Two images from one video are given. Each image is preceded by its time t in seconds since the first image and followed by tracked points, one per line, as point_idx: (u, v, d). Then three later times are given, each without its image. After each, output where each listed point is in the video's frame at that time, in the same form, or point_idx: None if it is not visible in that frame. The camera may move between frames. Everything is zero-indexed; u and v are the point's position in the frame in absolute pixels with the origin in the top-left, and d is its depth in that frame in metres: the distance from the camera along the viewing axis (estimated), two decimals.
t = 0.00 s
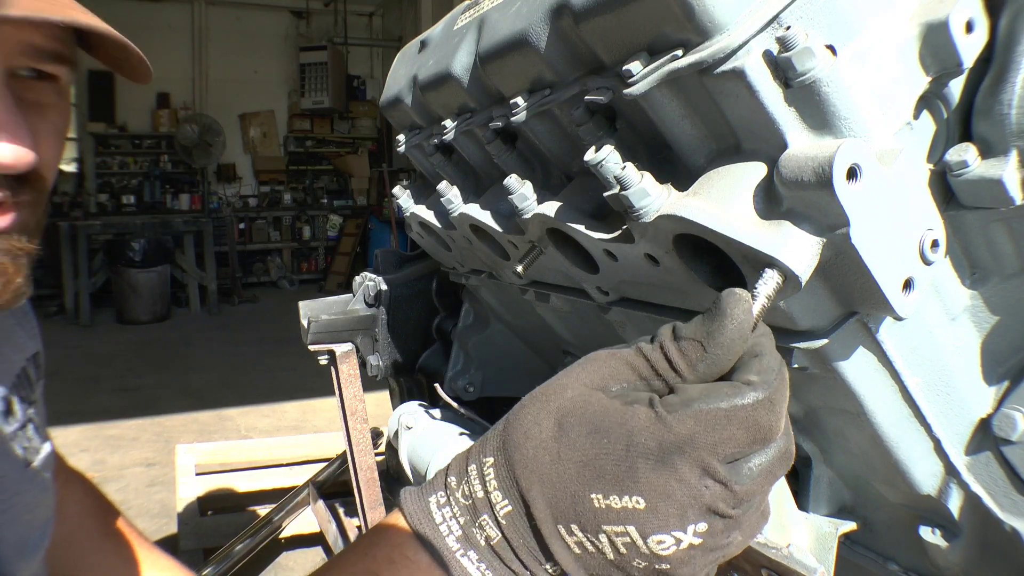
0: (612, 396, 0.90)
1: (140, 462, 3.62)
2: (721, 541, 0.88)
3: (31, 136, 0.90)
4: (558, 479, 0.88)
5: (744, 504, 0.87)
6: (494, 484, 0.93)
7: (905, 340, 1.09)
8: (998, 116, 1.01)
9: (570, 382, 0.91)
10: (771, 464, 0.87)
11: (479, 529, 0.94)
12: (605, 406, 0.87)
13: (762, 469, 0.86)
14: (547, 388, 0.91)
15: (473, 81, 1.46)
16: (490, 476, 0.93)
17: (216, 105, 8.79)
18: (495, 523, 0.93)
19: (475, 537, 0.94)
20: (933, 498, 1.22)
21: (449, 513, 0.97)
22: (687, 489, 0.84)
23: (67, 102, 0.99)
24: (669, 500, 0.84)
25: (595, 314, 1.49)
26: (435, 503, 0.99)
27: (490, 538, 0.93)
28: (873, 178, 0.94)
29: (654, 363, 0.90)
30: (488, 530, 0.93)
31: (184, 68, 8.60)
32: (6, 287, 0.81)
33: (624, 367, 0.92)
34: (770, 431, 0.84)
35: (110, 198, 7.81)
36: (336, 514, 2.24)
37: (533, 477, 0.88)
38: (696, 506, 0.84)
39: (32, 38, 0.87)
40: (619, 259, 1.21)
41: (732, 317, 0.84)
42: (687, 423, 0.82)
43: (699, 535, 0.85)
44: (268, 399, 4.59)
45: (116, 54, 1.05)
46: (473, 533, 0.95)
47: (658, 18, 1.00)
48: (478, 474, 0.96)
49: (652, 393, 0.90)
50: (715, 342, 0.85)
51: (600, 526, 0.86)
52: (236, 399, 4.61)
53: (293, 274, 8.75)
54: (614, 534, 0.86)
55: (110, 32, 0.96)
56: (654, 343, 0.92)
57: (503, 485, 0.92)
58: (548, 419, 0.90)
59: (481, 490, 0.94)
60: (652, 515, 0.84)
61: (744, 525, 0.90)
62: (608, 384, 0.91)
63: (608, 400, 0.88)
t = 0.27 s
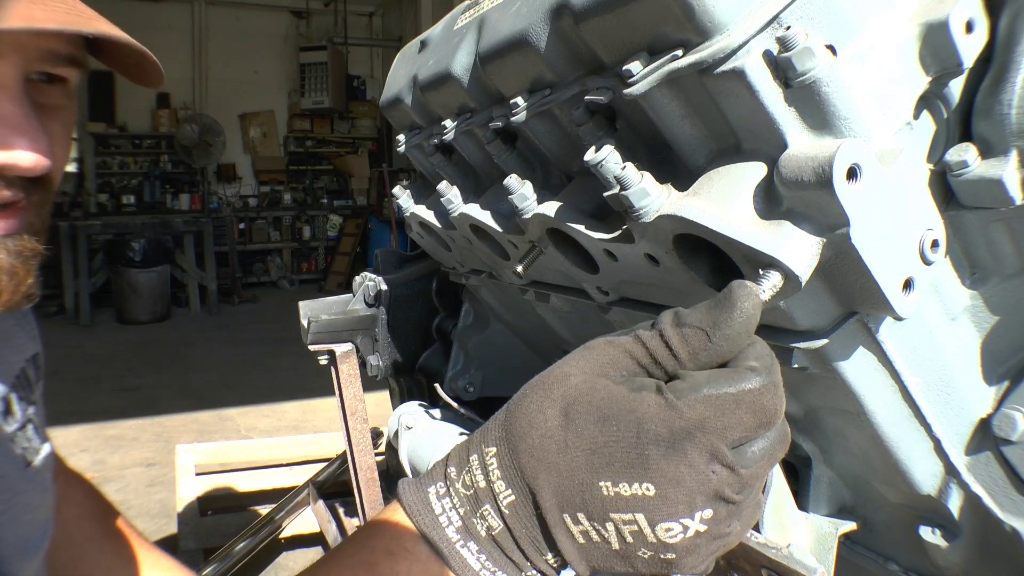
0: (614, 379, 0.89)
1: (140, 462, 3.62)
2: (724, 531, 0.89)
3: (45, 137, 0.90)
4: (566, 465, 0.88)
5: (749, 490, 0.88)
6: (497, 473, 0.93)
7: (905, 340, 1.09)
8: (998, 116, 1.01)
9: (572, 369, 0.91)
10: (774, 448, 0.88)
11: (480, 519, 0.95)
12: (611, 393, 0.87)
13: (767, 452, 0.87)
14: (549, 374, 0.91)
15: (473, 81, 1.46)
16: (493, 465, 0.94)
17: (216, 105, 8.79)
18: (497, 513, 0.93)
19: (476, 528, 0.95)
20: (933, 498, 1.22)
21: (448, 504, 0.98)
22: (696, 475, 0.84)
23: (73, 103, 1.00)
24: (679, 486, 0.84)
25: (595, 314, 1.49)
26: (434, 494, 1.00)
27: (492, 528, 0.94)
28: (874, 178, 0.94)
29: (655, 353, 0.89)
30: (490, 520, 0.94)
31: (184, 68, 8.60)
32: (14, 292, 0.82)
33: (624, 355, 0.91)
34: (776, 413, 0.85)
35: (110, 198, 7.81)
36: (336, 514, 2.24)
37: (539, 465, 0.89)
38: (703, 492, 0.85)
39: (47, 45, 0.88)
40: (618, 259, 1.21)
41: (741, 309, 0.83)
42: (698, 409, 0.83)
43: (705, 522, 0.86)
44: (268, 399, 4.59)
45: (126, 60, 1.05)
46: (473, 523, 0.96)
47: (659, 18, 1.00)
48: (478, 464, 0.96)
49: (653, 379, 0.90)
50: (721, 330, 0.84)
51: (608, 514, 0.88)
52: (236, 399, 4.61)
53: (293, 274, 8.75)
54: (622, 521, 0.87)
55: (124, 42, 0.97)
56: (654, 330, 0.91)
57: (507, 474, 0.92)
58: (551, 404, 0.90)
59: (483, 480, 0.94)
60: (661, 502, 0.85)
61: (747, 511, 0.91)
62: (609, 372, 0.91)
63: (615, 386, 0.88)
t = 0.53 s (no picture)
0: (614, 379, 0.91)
1: (140, 462, 3.62)
2: (719, 532, 0.89)
3: (46, 134, 0.90)
4: (561, 462, 0.90)
5: (746, 490, 0.88)
6: (496, 466, 0.95)
7: (905, 340, 1.09)
8: (998, 116, 1.01)
9: (571, 368, 0.93)
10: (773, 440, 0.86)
11: (480, 511, 0.98)
12: (608, 393, 0.88)
13: (765, 446, 0.86)
14: (550, 371, 0.93)
15: (473, 81, 1.46)
16: (492, 458, 0.96)
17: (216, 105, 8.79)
18: (495, 505, 0.96)
19: (476, 519, 0.99)
20: (933, 498, 1.22)
21: (450, 494, 1.01)
22: (686, 472, 0.84)
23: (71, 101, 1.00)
24: (670, 484, 0.85)
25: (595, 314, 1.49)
26: (438, 483, 1.04)
27: (491, 520, 0.97)
28: (873, 178, 0.94)
29: (654, 350, 0.89)
30: (489, 512, 0.97)
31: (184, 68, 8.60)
32: (17, 286, 0.82)
33: (626, 354, 0.92)
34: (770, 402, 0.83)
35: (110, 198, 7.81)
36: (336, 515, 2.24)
37: (535, 462, 0.91)
38: (696, 490, 0.85)
39: (47, 40, 0.88)
40: (619, 259, 1.21)
41: (737, 302, 0.81)
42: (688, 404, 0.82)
43: (698, 522, 0.87)
44: (269, 399, 4.59)
45: (125, 58, 1.06)
46: (472, 514, 0.99)
47: (659, 18, 1.00)
48: (479, 455, 0.98)
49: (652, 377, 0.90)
50: (716, 327, 0.83)
51: (600, 511, 0.89)
52: (236, 399, 4.61)
53: (293, 274, 8.75)
54: (614, 518, 0.88)
55: (124, 42, 0.97)
56: (654, 327, 0.90)
57: (506, 469, 0.94)
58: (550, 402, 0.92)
59: (482, 472, 0.97)
60: (652, 500, 0.86)
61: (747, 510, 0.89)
62: (611, 371, 0.92)
63: (613, 385, 0.89)
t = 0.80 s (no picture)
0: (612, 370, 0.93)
1: (140, 462, 3.62)
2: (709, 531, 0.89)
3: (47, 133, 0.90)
4: (553, 449, 0.93)
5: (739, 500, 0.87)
6: (496, 450, 0.99)
7: (905, 340, 1.09)
8: (998, 116, 1.01)
9: (571, 358, 0.95)
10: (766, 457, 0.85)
11: (482, 494, 1.01)
12: (603, 382, 0.90)
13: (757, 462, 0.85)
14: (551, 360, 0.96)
15: (473, 81, 1.46)
16: (494, 442, 1.00)
17: (216, 105, 8.79)
18: (495, 488, 0.99)
19: (480, 502, 1.02)
20: (933, 498, 1.22)
21: (456, 477, 1.05)
22: (672, 472, 0.85)
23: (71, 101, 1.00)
24: (653, 481, 0.86)
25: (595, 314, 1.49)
26: (445, 467, 1.08)
27: (493, 503, 1.00)
28: (874, 178, 0.94)
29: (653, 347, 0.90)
30: (490, 496, 1.00)
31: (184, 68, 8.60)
32: (18, 283, 0.83)
33: (627, 349, 0.94)
34: (767, 429, 0.82)
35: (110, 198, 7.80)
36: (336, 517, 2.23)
37: (530, 447, 0.94)
38: (679, 490, 0.86)
39: (48, 41, 0.89)
40: (619, 259, 1.21)
41: (732, 307, 0.83)
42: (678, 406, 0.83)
43: (684, 520, 0.88)
44: (269, 399, 4.59)
45: (125, 58, 1.06)
46: (476, 496, 1.02)
47: (659, 18, 1.00)
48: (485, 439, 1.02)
49: (652, 375, 0.91)
50: (711, 331, 0.84)
51: (589, 498, 0.91)
52: (236, 399, 4.61)
53: (293, 274, 8.75)
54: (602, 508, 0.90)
55: (123, 41, 0.97)
56: (657, 327, 0.91)
57: (505, 453, 0.98)
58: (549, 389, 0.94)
59: (484, 456, 1.01)
60: (636, 494, 0.87)
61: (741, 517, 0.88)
62: (611, 363, 0.94)
63: (609, 376, 0.91)
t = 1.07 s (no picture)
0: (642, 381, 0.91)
1: (140, 462, 3.62)
2: (738, 533, 0.91)
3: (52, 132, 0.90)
4: (584, 466, 0.89)
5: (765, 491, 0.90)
6: (516, 466, 0.93)
7: (905, 340, 1.09)
8: (998, 116, 1.01)
9: (597, 369, 0.92)
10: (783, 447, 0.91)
11: (497, 511, 0.95)
12: (637, 395, 0.88)
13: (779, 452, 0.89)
14: (573, 372, 0.92)
15: (473, 81, 1.46)
16: (513, 457, 0.94)
17: (216, 105, 8.79)
18: (513, 506, 0.94)
19: (492, 519, 0.96)
20: (933, 498, 1.22)
21: (466, 492, 0.98)
22: (716, 479, 0.86)
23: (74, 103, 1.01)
24: (700, 491, 0.86)
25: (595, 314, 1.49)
26: (452, 480, 1.01)
27: (508, 521, 0.94)
28: (874, 178, 0.94)
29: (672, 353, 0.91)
30: (506, 513, 0.94)
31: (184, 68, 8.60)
32: (22, 282, 0.84)
33: (650, 355, 0.93)
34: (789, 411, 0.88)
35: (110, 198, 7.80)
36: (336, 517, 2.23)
37: (560, 466, 0.90)
38: (723, 496, 0.87)
39: (54, 43, 0.89)
40: (619, 259, 1.21)
41: (755, 298, 0.84)
42: (722, 412, 0.84)
43: (723, 527, 0.89)
44: (269, 399, 4.59)
45: (127, 59, 1.06)
46: (489, 513, 0.96)
47: (658, 18, 1.00)
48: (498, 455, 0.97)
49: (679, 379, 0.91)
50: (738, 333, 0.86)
51: (627, 519, 0.88)
52: (236, 399, 4.61)
53: (293, 274, 8.75)
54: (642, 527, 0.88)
55: (127, 40, 0.97)
56: (678, 330, 0.92)
57: (526, 471, 0.93)
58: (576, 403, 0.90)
59: (502, 472, 0.95)
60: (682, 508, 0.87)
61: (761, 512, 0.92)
62: (636, 372, 0.93)
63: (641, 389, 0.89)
